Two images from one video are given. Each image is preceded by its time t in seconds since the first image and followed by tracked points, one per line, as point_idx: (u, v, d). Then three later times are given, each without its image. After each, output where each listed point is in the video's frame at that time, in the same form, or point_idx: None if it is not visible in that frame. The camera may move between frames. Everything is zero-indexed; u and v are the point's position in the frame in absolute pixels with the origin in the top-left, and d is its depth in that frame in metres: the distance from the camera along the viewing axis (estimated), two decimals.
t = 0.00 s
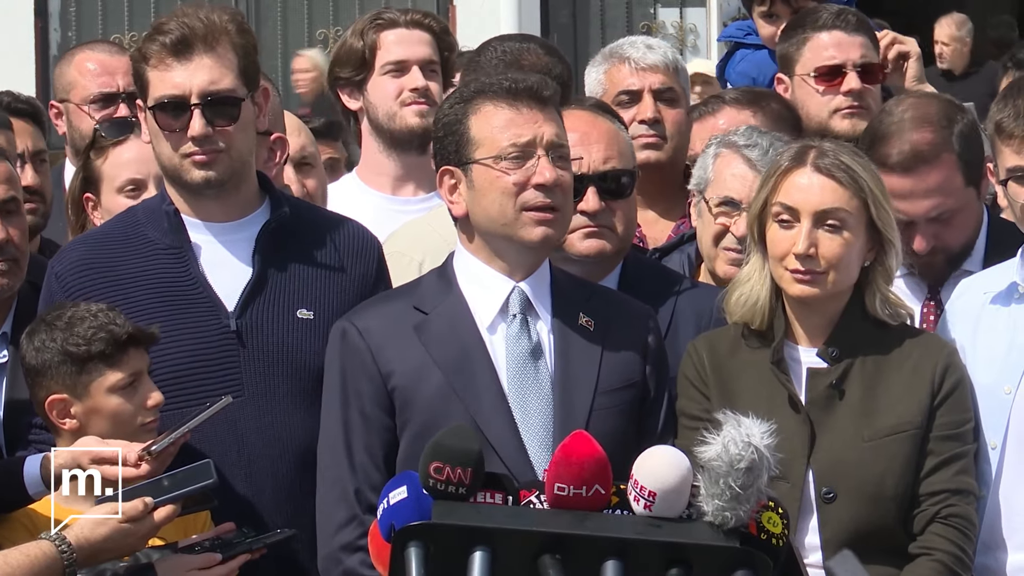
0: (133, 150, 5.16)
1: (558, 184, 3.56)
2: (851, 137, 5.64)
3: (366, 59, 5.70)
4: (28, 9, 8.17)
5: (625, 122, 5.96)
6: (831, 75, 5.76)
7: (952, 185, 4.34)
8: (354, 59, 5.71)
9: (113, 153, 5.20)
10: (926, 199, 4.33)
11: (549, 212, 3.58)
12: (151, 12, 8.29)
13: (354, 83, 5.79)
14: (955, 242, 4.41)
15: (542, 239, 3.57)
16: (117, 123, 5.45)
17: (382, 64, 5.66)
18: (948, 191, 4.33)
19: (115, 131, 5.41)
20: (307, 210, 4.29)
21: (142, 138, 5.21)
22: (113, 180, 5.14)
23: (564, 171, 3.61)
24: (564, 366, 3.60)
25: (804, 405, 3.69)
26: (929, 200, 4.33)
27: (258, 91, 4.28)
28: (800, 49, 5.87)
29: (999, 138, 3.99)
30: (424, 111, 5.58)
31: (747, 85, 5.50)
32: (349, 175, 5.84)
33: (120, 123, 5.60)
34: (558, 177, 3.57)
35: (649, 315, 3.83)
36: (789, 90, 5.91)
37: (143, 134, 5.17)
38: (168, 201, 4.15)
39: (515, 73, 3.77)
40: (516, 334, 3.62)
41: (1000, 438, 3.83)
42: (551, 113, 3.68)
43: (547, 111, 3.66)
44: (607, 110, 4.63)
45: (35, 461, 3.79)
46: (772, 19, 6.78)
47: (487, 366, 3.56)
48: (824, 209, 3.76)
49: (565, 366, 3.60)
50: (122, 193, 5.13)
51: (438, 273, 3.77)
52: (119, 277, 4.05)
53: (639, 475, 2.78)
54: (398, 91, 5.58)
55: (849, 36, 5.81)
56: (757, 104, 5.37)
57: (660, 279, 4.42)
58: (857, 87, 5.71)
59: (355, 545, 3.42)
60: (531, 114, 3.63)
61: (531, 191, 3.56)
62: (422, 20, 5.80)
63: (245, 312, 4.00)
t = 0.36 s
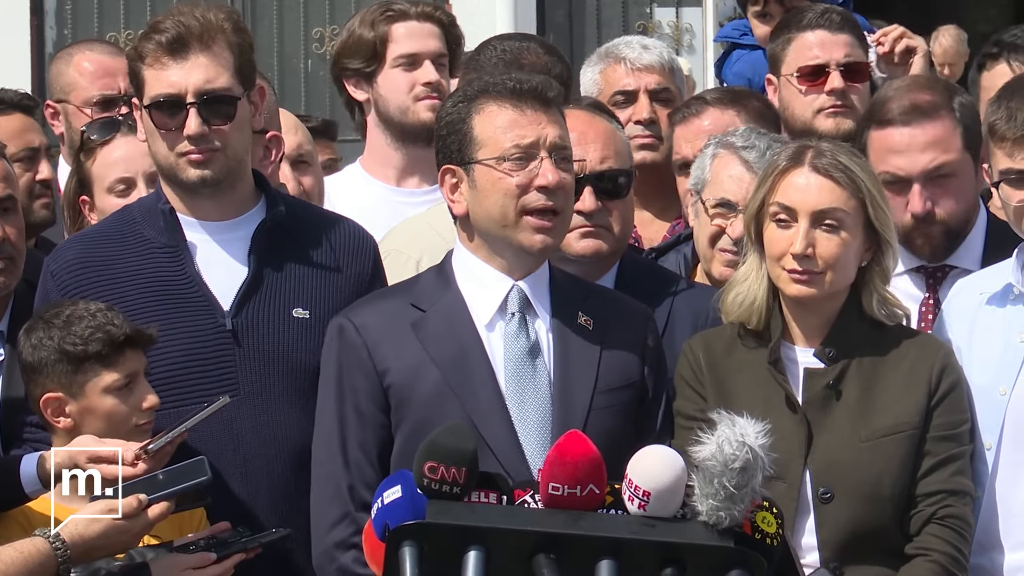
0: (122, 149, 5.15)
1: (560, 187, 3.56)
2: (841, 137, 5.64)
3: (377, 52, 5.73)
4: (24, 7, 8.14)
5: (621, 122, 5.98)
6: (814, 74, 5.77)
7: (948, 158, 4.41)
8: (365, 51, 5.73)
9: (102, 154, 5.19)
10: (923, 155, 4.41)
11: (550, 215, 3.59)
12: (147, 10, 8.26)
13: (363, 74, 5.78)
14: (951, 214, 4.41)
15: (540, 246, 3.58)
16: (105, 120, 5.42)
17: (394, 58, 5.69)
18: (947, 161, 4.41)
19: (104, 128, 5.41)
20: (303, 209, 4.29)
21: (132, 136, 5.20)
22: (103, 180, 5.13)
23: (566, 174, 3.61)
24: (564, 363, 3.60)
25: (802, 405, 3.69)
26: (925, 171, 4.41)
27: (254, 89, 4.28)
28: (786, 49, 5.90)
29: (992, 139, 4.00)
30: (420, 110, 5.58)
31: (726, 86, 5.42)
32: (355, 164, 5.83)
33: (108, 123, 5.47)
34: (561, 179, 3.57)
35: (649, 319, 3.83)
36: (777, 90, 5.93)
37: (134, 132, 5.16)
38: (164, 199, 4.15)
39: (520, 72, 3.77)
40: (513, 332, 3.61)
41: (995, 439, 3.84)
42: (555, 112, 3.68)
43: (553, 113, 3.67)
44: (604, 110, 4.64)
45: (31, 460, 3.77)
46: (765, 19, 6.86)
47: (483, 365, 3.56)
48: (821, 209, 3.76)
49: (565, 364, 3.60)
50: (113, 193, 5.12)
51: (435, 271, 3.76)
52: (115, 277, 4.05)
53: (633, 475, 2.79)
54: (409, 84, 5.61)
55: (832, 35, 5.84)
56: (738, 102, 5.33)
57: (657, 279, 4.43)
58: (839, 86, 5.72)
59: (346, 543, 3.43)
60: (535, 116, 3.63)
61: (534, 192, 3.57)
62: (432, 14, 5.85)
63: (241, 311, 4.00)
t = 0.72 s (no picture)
0: (121, 149, 5.15)
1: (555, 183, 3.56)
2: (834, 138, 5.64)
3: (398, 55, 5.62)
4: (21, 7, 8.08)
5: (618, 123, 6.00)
6: (807, 75, 5.77)
7: (947, 135, 4.61)
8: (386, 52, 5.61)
9: (100, 154, 5.18)
10: (922, 130, 4.62)
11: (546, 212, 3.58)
12: (145, 11, 8.23)
13: (381, 74, 5.64)
14: (950, 191, 4.58)
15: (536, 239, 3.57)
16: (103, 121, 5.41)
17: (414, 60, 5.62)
18: (946, 137, 4.60)
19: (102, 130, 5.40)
20: (301, 209, 4.28)
21: (130, 136, 5.20)
22: (101, 180, 5.13)
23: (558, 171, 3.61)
24: (558, 361, 3.61)
25: (801, 405, 3.69)
26: (924, 146, 4.61)
27: (253, 90, 4.29)
28: (780, 51, 5.92)
29: (988, 140, 4.01)
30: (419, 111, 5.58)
31: (712, 88, 5.44)
32: (356, 165, 5.84)
33: (106, 123, 5.47)
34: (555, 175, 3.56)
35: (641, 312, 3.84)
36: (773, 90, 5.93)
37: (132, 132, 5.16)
38: (163, 200, 4.15)
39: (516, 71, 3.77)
40: (506, 330, 3.61)
41: (992, 438, 3.84)
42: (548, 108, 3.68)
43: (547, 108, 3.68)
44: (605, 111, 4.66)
45: (30, 460, 3.77)
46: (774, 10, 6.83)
47: (477, 363, 3.56)
48: (820, 209, 3.76)
49: (559, 362, 3.60)
50: (111, 194, 5.13)
51: (430, 271, 3.76)
52: (113, 276, 4.05)
53: (631, 475, 2.79)
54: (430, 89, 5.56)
55: (826, 36, 5.84)
56: (726, 103, 5.35)
57: (653, 280, 4.43)
58: (832, 87, 5.71)
59: (339, 541, 3.43)
60: (529, 113, 3.63)
61: (529, 188, 3.56)
62: (447, 18, 5.83)
63: (238, 311, 4.00)
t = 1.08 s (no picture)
0: (122, 146, 5.15)
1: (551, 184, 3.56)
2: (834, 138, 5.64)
3: (394, 55, 5.62)
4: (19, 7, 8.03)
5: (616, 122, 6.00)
6: (808, 74, 5.77)
7: (949, 122, 4.69)
8: (381, 53, 5.62)
9: (102, 151, 5.19)
10: (924, 117, 4.69)
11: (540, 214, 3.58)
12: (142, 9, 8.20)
13: (377, 73, 5.65)
14: (952, 177, 4.64)
15: (528, 242, 3.58)
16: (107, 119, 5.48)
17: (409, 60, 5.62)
18: (948, 125, 4.68)
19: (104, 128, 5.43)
20: (299, 209, 4.28)
21: (133, 133, 5.20)
22: (102, 178, 5.12)
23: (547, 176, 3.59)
24: (553, 361, 3.60)
25: (798, 405, 3.69)
26: (926, 132, 4.68)
27: (252, 89, 4.29)
28: (781, 49, 5.92)
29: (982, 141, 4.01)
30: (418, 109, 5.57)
31: (712, 87, 5.43)
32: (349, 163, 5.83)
33: (107, 121, 5.58)
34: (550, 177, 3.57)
35: (638, 315, 3.83)
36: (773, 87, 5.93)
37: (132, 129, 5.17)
38: (161, 199, 4.15)
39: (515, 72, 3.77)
40: (500, 331, 3.61)
41: (988, 437, 3.84)
42: (546, 110, 3.67)
43: (545, 110, 3.67)
44: (606, 114, 4.67)
45: (26, 460, 3.77)
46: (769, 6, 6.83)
47: (472, 363, 3.56)
48: (816, 208, 3.77)
49: (554, 362, 3.60)
50: (112, 190, 5.11)
51: (426, 271, 3.76)
52: (111, 276, 4.05)
53: (629, 474, 2.79)
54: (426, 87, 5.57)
55: (827, 35, 5.83)
56: (726, 102, 5.34)
57: (648, 278, 4.43)
58: (833, 87, 5.71)
59: (331, 542, 3.44)
60: (525, 114, 3.62)
61: (522, 190, 3.57)
62: (443, 15, 5.81)
63: (236, 310, 4.00)
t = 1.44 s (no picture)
0: (121, 145, 5.16)
1: (533, 188, 3.56)
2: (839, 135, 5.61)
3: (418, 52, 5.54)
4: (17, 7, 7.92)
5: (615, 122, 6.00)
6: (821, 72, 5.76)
7: (946, 116, 4.71)
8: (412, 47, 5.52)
9: (102, 147, 5.19)
10: (923, 111, 4.71)
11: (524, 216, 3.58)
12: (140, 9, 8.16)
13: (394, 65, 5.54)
14: (950, 171, 4.67)
15: (511, 245, 3.58)
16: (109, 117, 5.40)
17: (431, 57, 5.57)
18: (947, 119, 4.70)
19: (104, 126, 5.39)
20: (296, 208, 4.28)
21: (131, 132, 5.20)
22: (101, 174, 5.13)
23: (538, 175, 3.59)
24: (546, 362, 3.61)
25: (794, 404, 3.69)
26: (925, 125, 4.70)
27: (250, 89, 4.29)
28: (792, 46, 5.92)
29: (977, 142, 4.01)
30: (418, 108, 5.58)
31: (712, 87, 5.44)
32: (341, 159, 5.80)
33: (106, 119, 5.47)
34: (532, 180, 3.56)
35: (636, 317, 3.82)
36: (783, 84, 5.90)
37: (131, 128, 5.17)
38: (158, 199, 4.15)
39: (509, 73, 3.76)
40: (493, 332, 3.61)
41: (983, 436, 3.85)
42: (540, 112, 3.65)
43: (538, 112, 3.65)
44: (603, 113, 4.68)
45: (23, 460, 3.77)
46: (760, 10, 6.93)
47: (465, 363, 3.56)
48: (812, 208, 3.77)
49: (548, 365, 3.60)
50: (111, 187, 5.12)
51: (422, 270, 3.76)
52: (108, 275, 4.05)
53: (625, 473, 2.79)
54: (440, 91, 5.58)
55: (840, 33, 5.89)
56: (726, 103, 5.34)
57: (645, 276, 4.43)
58: (847, 84, 5.71)
59: (325, 539, 3.44)
60: (516, 116, 3.61)
61: (506, 193, 3.57)
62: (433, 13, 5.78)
63: (233, 310, 4.00)
